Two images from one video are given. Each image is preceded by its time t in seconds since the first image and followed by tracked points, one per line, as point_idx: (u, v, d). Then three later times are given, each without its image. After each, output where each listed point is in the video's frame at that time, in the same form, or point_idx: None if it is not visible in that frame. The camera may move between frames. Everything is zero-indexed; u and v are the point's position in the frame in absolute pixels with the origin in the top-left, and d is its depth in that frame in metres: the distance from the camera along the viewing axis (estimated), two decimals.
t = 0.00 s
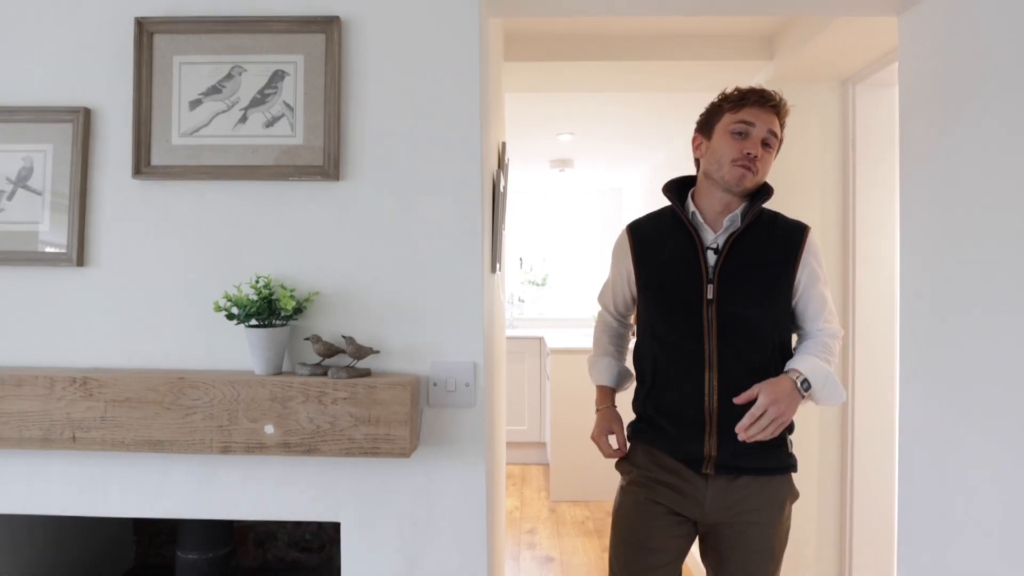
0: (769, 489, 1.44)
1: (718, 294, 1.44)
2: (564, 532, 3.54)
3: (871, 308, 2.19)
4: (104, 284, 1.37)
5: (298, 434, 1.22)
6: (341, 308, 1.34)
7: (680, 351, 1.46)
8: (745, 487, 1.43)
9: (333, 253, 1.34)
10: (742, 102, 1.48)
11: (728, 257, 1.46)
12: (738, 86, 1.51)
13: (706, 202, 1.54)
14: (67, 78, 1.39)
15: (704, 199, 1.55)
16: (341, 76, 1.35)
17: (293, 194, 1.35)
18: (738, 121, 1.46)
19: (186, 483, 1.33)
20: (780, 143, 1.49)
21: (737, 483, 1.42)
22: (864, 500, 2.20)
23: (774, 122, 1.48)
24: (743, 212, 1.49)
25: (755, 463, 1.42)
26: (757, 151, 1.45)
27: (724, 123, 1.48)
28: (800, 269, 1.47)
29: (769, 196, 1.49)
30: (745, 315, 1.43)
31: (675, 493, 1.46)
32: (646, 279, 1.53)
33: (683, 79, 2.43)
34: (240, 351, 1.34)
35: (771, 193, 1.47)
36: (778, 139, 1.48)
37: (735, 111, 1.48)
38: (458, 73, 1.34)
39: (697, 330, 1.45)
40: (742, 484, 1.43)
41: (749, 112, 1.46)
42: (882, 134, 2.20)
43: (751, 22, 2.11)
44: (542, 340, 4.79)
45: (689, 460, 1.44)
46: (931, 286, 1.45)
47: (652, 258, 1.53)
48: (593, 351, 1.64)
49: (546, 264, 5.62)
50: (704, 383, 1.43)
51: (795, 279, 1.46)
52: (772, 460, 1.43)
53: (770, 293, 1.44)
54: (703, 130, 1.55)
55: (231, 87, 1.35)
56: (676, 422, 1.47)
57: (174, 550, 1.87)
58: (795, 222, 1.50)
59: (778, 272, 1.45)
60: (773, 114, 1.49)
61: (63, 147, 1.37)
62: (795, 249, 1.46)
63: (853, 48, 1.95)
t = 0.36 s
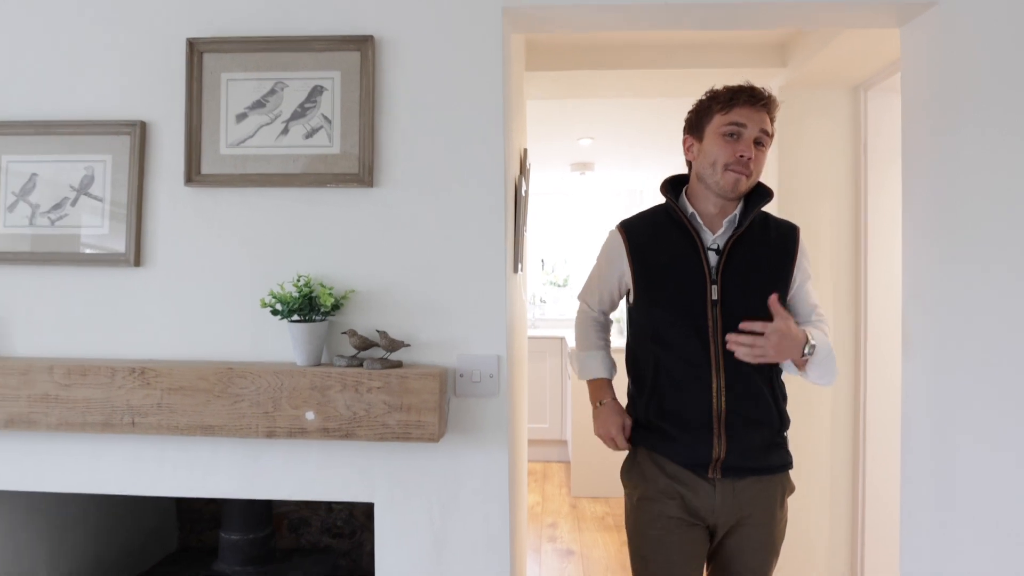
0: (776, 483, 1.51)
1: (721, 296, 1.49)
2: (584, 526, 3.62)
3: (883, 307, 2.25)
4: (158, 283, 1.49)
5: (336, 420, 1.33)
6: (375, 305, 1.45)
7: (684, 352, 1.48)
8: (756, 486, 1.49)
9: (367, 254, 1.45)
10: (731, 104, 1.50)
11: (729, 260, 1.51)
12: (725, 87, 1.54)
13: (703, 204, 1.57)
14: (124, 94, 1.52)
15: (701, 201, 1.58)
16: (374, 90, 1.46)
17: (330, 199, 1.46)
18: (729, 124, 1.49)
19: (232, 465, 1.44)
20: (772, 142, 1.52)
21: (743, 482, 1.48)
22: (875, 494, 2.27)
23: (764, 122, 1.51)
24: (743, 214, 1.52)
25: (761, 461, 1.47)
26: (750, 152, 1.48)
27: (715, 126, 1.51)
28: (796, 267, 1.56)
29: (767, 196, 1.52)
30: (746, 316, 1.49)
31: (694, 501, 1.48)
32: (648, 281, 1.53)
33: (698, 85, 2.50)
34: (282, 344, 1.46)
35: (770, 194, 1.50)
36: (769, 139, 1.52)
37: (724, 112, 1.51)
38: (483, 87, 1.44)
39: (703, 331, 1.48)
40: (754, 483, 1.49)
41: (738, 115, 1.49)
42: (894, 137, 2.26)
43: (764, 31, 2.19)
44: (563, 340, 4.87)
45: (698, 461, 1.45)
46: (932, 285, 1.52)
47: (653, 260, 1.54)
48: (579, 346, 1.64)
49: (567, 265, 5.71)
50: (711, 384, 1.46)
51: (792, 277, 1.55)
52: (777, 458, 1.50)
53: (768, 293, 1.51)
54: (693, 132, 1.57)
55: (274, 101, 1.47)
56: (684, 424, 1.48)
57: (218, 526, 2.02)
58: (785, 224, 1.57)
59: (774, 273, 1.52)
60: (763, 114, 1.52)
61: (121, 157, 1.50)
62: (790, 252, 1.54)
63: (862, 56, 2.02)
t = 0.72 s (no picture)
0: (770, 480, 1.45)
1: (702, 293, 1.41)
2: (603, 519, 3.71)
3: (893, 303, 2.31)
4: (204, 278, 1.62)
5: (368, 405, 1.44)
6: (403, 299, 1.56)
7: (665, 353, 1.43)
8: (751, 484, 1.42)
9: (396, 252, 1.56)
10: (668, 116, 1.37)
11: (709, 254, 1.43)
12: (657, 94, 1.40)
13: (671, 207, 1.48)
14: (171, 104, 1.64)
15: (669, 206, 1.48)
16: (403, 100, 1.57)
17: (362, 201, 1.57)
18: (667, 140, 1.37)
19: (271, 447, 1.56)
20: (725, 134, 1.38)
21: (735, 477, 1.41)
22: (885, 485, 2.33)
23: (709, 119, 1.35)
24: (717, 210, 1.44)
25: (753, 456, 1.41)
26: (699, 166, 1.35)
27: (657, 142, 1.39)
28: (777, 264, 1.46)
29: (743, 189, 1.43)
30: (730, 310, 1.41)
31: (685, 497, 1.42)
32: (627, 282, 1.47)
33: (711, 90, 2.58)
34: (317, 335, 1.57)
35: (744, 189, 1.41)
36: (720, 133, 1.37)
37: (662, 125, 1.38)
38: (503, 96, 1.54)
39: (684, 331, 1.41)
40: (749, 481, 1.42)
41: (675, 127, 1.36)
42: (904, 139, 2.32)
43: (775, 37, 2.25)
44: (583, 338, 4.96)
45: (685, 463, 1.40)
46: (931, 281, 1.59)
47: (631, 260, 1.47)
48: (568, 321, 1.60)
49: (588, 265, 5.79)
50: (693, 384, 1.40)
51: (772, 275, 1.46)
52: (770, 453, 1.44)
53: (752, 284, 1.42)
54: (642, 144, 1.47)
55: (310, 110, 1.58)
56: (668, 425, 1.43)
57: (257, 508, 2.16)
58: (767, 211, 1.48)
59: (759, 264, 1.43)
60: (707, 108, 1.35)
61: (169, 163, 1.63)
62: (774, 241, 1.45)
63: (869, 61, 2.08)
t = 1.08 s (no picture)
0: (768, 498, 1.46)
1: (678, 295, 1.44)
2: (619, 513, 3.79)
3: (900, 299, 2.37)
4: (240, 273, 1.73)
5: (392, 391, 1.54)
6: (425, 292, 1.66)
7: (648, 353, 1.48)
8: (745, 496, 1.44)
9: (418, 248, 1.67)
10: (612, 135, 1.37)
11: (684, 257, 1.44)
12: (603, 112, 1.40)
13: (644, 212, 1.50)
14: (209, 111, 1.76)
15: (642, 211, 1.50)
16: (425, 105, 1.67)
17: (386, 200, 1.68)
18: (616, 160, 1.39)
19: (302, 430, 1.67)
20: (678, 143, 1.36)
21: (720, 464, 1.44)
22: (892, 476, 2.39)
23: (657, 134, 1.34)
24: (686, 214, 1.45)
25: (737, 446, 1.43)
26: (651, 181, 1.36)
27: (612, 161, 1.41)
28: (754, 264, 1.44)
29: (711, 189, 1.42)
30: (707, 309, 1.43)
31: (672, 484, 1.48)
32: (609, 286, 1.52)
33: (721, 92, 2.65)
34: (345, 326, 1.68)
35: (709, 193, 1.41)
36: (671, 145, 1.36)
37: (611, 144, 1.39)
38: (519, 101, 1.64)
39: (663, 332, 1.45)
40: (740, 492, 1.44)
41: (621, 147, 1.36)
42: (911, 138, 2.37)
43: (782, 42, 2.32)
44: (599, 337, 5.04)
45: (671, 455, 1.46)
46: (928, 275, 1.66)
47: (613, 265, 1.51)
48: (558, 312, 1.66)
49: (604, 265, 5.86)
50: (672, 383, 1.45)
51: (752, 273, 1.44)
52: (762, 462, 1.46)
53: (730, 281, 1.42)
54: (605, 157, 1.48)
55: (338, 115, 1.69)
56: (654, 420, 1.50)
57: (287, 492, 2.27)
58: (746, 204, 1.45)
59: (738, 260, 1.43)
60: (654, 125, 1.34)
61: (207, 166, 1.75)
62: (750, 237, 1.43)
63: (874, 63, 2.14)
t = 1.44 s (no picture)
0: (743, 515, 1.44)
1: (660, 291, 1.47)
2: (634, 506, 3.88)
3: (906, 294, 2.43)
4: (274, 268, 1.85)
5: (416, 376, 1.65)
6: (447, 284, 1.77)
7: (634, 346, 1.52)
8: (713, 510, 1.43)
9: (440, 244, 1.77)
10: (609, 121, 1.47)
11: (668, 251, 1.46)
12: (599, 104, 1.50)
13: (635, 208, 1.55)
14: (245, 116, 1.88)
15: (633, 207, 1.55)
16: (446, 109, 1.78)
17: (410, 199, 1.79)
18: (615, 143, 1.47)
19: (332, 414, 1.79)
20: (672, 129, 1.47)
21: (693, 461, 1.45)
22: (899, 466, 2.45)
23: (654, 116, 1.45)
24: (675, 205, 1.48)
25: (712, 445, 1.43)
26: (647, 161, 1.43)
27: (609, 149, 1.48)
28: (740, 266, 1.44)
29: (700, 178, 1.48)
30: (687, 304, 1.44)
31: (648, 477, 1.51)
32: (602, 279, 1.57)
33: (732, 94, 2.73)
34: (372, 317, 1.80)
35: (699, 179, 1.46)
36: (667, 129, 1.46)
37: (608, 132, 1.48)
38: (534, 104, 1.74)
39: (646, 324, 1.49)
40: (711, 504, 1.44)
41: (619, 130, 1.45)
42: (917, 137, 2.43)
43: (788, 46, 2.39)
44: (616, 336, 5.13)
45: (648, 447, 1.49)
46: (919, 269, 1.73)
47: (604, 258, 1.56)
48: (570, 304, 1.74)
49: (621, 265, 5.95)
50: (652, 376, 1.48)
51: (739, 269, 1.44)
52: (738, 477, 1.43)
53: (711, 278, 1.44)
54: (598, 153, 1.57)
55: (365, 119, 1.81)
56: (637, 412, 1.53)
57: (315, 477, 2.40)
58: (736, 198, 1.46)
59: (719, 257, 1.44)
60: (650, 109, 1.45)
61: (243, 167, 1.87)
62: (734, 234, 1.43)
63: (879, 65, 2.21)
